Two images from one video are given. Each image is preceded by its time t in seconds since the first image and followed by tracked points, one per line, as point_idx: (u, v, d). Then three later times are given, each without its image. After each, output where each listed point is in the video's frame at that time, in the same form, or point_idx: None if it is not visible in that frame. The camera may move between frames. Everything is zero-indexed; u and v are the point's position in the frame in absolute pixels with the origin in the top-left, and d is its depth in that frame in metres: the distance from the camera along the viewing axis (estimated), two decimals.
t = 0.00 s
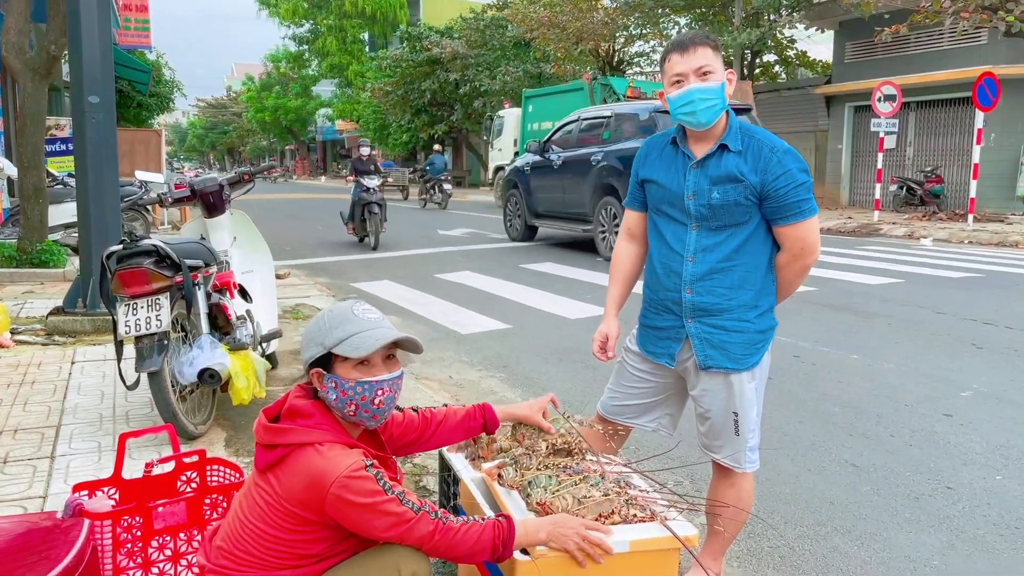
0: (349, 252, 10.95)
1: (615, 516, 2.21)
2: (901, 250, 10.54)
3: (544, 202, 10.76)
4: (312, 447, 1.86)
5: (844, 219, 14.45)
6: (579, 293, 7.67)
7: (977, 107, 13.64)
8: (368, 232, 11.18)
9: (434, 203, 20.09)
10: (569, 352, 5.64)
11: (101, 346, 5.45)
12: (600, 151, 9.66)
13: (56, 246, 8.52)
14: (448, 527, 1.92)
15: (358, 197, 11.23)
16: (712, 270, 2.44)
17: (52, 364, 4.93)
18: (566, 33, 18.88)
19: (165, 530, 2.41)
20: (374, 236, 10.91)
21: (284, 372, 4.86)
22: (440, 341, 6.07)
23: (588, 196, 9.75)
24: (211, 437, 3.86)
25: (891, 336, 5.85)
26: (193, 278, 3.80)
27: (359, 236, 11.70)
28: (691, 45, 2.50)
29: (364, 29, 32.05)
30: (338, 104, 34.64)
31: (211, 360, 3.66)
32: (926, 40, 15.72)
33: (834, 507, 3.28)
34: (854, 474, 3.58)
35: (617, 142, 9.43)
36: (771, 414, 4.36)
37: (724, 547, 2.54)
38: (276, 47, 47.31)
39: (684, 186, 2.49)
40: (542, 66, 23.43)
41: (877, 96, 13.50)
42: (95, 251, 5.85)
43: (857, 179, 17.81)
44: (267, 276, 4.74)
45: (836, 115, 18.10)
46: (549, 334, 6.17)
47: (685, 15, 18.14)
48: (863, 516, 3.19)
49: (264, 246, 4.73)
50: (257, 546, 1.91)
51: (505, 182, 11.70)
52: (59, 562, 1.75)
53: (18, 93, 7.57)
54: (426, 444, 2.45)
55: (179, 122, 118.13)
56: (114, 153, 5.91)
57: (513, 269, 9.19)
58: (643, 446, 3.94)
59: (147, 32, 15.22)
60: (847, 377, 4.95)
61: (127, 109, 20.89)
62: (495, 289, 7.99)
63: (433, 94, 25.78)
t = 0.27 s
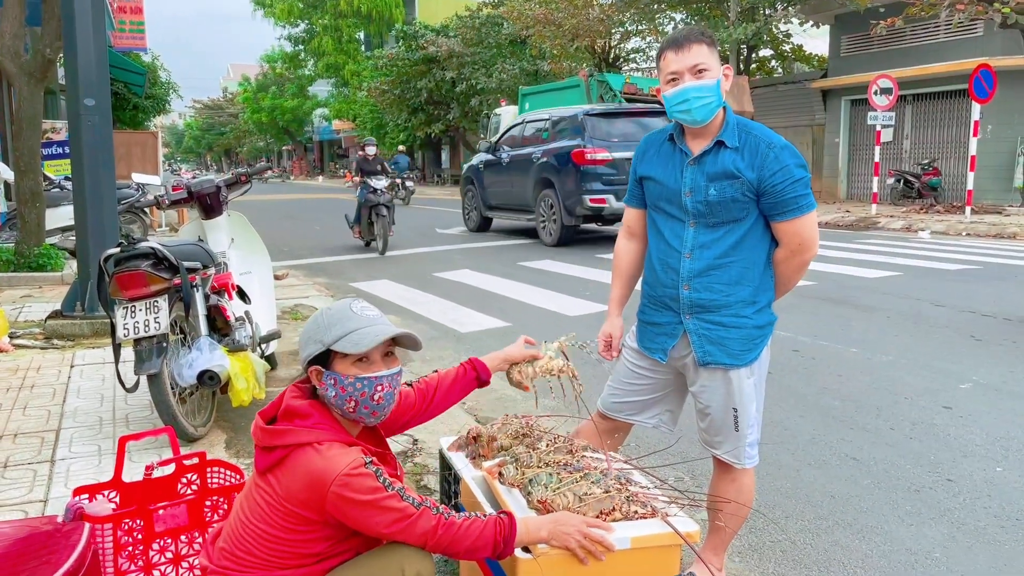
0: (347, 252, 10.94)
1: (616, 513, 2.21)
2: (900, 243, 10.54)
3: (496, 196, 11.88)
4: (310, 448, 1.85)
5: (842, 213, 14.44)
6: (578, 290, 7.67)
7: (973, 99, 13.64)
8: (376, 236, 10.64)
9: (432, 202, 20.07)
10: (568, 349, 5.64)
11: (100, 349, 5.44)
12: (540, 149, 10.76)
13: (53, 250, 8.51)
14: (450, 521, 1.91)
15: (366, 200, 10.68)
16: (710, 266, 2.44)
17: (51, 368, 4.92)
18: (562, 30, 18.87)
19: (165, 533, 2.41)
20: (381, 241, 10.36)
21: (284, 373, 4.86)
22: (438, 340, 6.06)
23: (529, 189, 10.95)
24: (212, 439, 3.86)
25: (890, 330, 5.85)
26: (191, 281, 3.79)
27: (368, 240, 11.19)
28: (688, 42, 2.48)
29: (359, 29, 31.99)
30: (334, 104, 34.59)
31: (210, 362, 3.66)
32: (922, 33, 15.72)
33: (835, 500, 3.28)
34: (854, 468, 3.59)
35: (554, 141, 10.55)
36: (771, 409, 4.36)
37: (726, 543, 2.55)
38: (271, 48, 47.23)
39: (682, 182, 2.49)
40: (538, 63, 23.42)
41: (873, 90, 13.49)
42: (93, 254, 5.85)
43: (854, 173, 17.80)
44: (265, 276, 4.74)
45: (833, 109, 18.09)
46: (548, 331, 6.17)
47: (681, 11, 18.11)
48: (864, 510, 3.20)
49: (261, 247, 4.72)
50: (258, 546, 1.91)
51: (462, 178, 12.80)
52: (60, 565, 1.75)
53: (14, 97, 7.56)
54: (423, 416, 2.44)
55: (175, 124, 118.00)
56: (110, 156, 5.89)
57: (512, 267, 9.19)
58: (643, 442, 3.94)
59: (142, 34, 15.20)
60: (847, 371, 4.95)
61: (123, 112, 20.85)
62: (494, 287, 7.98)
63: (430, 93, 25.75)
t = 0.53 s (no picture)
0: (345, 252, 10.93)
1: (616, 510, 2.23)
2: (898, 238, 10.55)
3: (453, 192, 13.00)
4: (306, 454, 1.84)
5: (840, 208, 14.44)
6: (576, 288, 7.67)
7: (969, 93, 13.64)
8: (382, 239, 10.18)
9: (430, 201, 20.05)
10: (567, 347, 5.64)
11: (99, 351, 5.44)
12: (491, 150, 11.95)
13: (51, 252, 8.50)
14: (449, 524, 1.92)
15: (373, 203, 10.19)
16: (705, 262, 2.44)
17: (50, 371, 4.92)
18: (558, 28, 18.86)
19: (166, 534, 2.40)
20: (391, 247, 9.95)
21: (283, 373, 4.86)
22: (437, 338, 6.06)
23: (482, 185, 12.07)
24: (212, 440, 3.86)
25: (889, 324, 5.85)
26: (188, 282, 3.78)
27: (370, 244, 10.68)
28: (677, 43, 2.43)
29: (356, 28, 31.94)
30: (331, 104, 34.56)
31: (209, 363, 3.66)
32: (917, 27, 15.73)
33: (835, 496, 3.29)
34: (854, 463, 3.59)
35: (502, 143, 11.73)
36: (771, 405, 4.37)
37: (726, 539, 2.55)
38: (267, 48, 47.17)
39: (678, 178, 2.49)
40: (534, 61, 23.41)
41: (869, 85, 13.49)
42: (90, 256, 5.84)
43: (851, 168, 17.81)
44: (263, 277, 4.74)
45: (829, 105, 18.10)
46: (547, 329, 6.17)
47: (677, 7, 18.10)
48: (864, 504, 3.20)
49: (259, 248, 4.72)
50: (255, 552, 1.90)
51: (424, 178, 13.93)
52: (61, 569, 1.75)
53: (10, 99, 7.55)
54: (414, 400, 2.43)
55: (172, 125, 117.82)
56: (107, 158, 5.88)
57: (510, 265, 9.18)
58: (643, 440, 3.94)
59: (137, 35, 15.18)
60: (846, 366, 4.95)
61: (119, 114, 20.82)
62: (493, 286, 7.98)
63: (426, 92, 25.71)
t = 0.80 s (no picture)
0: (343, 252, 10.92)
1: (616, 508, 2.23)
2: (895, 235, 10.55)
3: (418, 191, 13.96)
4: (302, 459, 1.83)
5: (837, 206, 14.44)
6: (574, 287, 7.67)
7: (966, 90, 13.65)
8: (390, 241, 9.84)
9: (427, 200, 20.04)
10: (566, 346, 5.63)
11: (97, 352, 5.43)
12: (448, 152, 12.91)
13: (48, 254, 8.49)
14: (446, 525, 1.93)
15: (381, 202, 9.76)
16: (698, 261, 2.45)
17: (48, 372, 4.91)
18: (555, 26, 18.85)
19: (165, 535, 2.40)
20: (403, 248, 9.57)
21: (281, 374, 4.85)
22: (436, 338, 6.06)
23: (439, 183, 13.01)
24: (211, 441, 3.86)
25: (887, 322, 5.86)
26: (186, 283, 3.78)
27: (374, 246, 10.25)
28: (659, 54, 2.39)
29: (352, 28, 31.89)
30: (328, 103, 34.52)
31: (207, 364, 3.66)
32: (913, 24, 15.74)
33: (834, 493, 3.29)
34: (853, 460, 3.59)
35: (457, 144, 12.70)
36: (769, 403, 4.37)
37: (725, 536, 2.55)
38: (264, 48, 47.14)
39: (674, 176, 2.49)
40: (531, 60, 23.41)
41: (866, 82, 13.50)
42: (88, 257, 5.84)
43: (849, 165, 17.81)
44: (261, 277, 4.74)
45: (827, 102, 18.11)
46: (546, 328, 6.17)
47: (674, 6, 18.09)
48: (862, 501, 3.21)
49: (257, 248, 4.71)
50: (253, 555, 1.90)
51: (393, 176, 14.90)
52: (59, 571, 1.75)
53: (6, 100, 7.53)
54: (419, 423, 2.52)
55: (169, 126, 117.65)
56: (103, 159, 5.87)
57: (508, 264, 9.18)
58: (642, 438, 3.94)
59: (133, 36, 15.16)
60: (844, 363, 4.96)
61: (116, 114, 20.79)
62: (491, 285, 7.97)
63: (423, 91, 25.67)
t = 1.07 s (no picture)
0: (341, 252, 10.92)
1: (614, 508, 2.22)
2: (893, 234, 10.57)
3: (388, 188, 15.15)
4: (301, 462, 1.84)
5: (835, 205, 14.46)
6: (572, 286, 7.67)
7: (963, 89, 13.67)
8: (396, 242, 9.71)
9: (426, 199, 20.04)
10: (564, 345, 5.64)
11: (95, 353, 5.42)
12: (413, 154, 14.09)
13: (46, 254, 8.48)
14: (446, 528, 1.93)
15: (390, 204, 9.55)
16: (689, 260, 2.46)
17: (46, 373, 4.91)
18: (553, 26, 18.86)
19: (163, 536, 2.40)
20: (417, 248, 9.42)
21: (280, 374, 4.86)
22: (434, 338, 6.06)
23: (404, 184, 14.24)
24: (209, 441, 3.86)
25: (885, 320, 5.86)
26: (185, 283, 3.78)
27: (379, 247, 10.06)
28: (649, 55, 2.40)
29: (350, 28, 31.88)
30: (326, 103, 34.51)
31: (205, 364, 3.67)
32: (910, 23, 15.76)
33: (832, 492, 3.29)
34: (851, 459, 3.60)
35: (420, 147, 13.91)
36: (767, 402, 4.37)
37: (723, 536, 2.55)
38: (262, 48, 47.12)
39: (669, 175, 2.50)
40: (529, 59, 23.42)
41: (864, 81, 13.52)
42: (85, 257, 5.83)
43: (846, 164, 17.85)
44: (259, 277, 4.74)
45: (824, 101, 18.14)
46: (544, 328, 6.18)
47: (672, 5, 18.10)
48: (860, 500, 3.21)
49: (255, 248, 4.72)
50: (252, 557, 1.90)
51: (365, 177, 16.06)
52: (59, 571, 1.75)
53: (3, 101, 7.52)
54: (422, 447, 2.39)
55: (166, 126, 117.55)
56: (101, 159, 5.87)
57: (506, 264, 9.17)
58: (640, 437, 3.95)
59: (131, 36, 15.13)
60: (841, 362, 4.97)
61: (113, 115, 20.77)
62: (489, 284, 7.97)
63: (421, 91, 25.67)
